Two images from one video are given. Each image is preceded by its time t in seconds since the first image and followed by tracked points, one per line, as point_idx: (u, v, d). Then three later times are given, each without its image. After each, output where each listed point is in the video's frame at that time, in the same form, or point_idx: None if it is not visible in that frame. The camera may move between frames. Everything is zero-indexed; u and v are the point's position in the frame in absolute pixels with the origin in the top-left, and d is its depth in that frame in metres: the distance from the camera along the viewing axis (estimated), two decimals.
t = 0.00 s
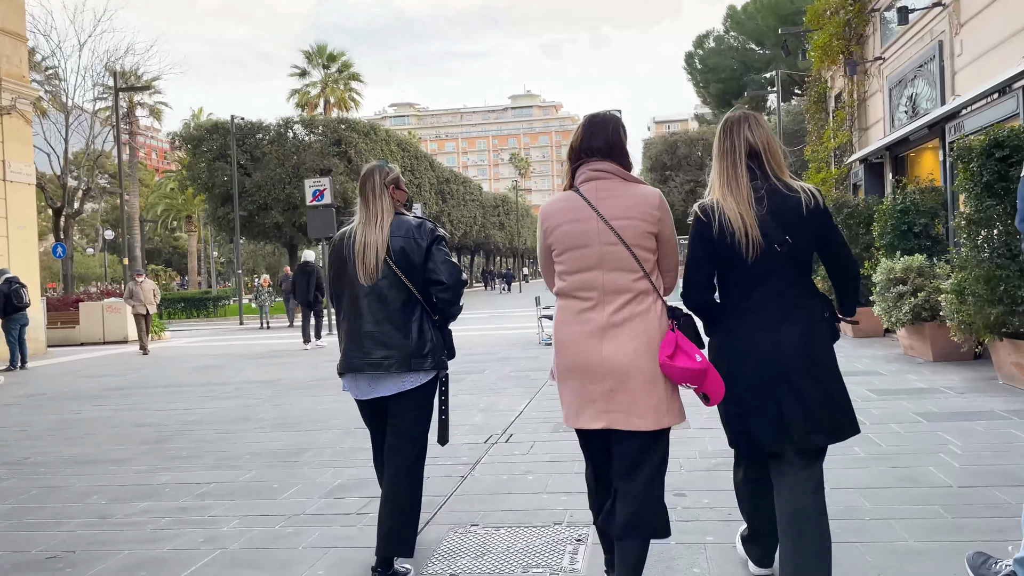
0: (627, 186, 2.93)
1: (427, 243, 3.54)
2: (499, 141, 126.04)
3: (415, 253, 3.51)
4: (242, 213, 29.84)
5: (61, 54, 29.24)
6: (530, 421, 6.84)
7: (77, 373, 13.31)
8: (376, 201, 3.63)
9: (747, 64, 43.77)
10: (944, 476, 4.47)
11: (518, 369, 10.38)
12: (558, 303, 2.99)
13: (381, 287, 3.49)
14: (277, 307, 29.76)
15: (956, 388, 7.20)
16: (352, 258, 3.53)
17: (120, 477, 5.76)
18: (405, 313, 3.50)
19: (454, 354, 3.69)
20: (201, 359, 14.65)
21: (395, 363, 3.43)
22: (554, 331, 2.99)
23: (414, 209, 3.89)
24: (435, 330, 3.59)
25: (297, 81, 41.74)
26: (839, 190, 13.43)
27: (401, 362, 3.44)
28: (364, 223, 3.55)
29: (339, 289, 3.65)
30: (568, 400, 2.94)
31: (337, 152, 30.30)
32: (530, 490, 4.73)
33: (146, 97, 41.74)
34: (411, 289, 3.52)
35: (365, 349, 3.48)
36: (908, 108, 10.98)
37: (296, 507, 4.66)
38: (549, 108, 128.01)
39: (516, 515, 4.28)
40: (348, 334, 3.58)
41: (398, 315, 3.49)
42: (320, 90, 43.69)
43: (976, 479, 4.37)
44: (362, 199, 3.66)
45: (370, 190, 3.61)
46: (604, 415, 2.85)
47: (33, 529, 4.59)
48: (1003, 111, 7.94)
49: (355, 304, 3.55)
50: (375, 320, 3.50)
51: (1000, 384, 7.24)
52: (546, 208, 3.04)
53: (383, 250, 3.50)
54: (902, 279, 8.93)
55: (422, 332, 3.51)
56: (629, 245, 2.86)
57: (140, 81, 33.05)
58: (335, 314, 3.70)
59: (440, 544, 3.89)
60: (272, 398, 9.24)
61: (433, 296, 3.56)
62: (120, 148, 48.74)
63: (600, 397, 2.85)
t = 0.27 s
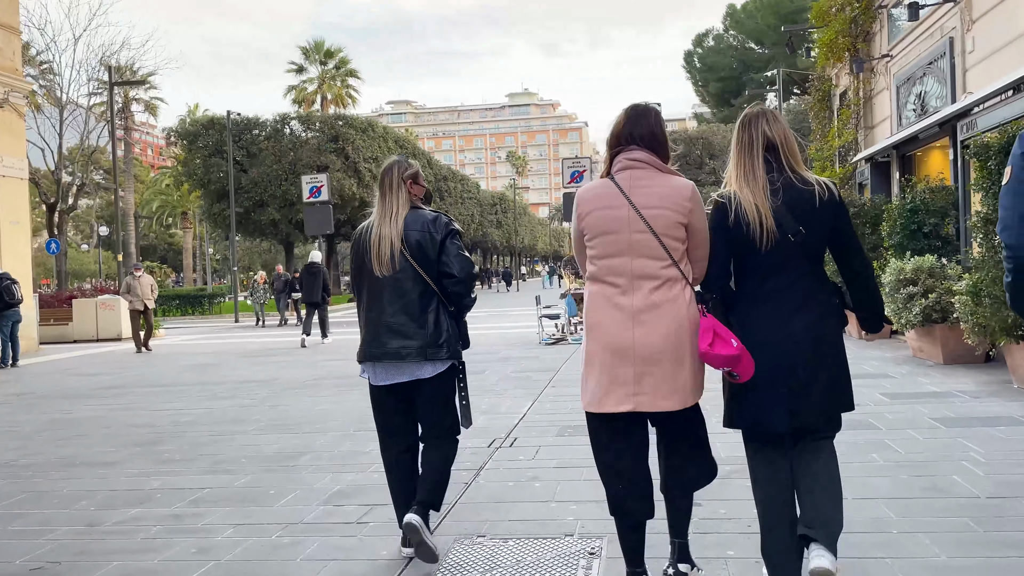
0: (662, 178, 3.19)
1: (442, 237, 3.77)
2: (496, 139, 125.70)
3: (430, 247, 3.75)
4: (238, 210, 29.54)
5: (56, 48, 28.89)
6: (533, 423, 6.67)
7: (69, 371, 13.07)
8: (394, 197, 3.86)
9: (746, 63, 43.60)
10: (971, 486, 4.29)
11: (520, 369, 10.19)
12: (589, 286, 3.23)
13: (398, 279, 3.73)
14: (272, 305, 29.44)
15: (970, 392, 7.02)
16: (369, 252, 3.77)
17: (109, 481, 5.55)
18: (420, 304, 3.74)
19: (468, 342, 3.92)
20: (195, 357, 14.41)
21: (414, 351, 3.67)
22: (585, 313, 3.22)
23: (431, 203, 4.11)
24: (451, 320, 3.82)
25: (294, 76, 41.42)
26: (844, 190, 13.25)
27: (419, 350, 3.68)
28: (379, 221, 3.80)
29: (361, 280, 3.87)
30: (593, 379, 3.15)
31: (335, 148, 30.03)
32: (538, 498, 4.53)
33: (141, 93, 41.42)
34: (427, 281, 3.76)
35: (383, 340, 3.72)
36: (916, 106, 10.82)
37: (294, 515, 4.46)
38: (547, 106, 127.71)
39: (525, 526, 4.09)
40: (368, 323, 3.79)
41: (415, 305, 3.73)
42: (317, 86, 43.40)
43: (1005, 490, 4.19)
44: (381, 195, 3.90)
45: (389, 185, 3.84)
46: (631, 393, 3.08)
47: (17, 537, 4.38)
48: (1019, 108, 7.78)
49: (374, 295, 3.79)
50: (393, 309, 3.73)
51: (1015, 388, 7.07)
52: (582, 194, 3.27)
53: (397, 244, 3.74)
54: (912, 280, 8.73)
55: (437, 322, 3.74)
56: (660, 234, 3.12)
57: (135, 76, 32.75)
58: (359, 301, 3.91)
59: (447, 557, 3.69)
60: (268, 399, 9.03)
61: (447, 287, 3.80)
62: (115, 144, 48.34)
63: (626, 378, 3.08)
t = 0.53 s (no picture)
0: (697, 196, 3.11)
1: (462, 243, 3.76)
2: (494, 139, 125.61)
3: (450, 251, 3.74)
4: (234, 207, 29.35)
5: (52, 43, 28.68)
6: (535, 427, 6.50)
7: (61, 369, 12.86)
8: (418, 201, 3.86)
9: (745, 64, 43.59)
10: (994, 497, 4.13)
11: (520, 371, 10.02)
12: (624, 301, 3.15)
13: (416, 281, 3.71)
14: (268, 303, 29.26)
15: (983, 397, 6.86)
16: (389, 255, 3.76)
17: (97, 485, 5.35)
18: (438, 307, 3.71)
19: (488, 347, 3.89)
20: (189, 356, 14.21)
21: (430, 351, 3.63)
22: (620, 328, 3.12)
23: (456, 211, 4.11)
24: (468, 325, 3.78)
25: (292, 74, 41.24)
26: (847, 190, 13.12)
27: (435, 351, 3.64)
28: (400, 223, 3.78)
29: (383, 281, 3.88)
30: (625, 392, 3.04)
31: (332, 146, 29.88)
32: (544, 507, 4.35)
33: (138, 89, 41.20)
34: (446, 284, 3.72)
35: (398, 339, 3.68)
36: (923, 106, 10.67)
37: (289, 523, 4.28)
38: (545, 105, 127.56)
39: (532, 537, 3.91)
40: (387, 324, 3.77)
41: (432, 307, 3.70)
42: (314, 84, 43.20)
43: None
44: (406, 201, 3.91)
45: (414, 191, 3.85)
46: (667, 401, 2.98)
47: None
48: None
49: (393, 297, 3.76)
50: (411, 312, 3.70)
51: None
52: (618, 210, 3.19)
53: (417, 248, 3.73)
54: (920, 282, 8.55)
55: (455, 325, 3.72)
56: (695, 250, 3.02)
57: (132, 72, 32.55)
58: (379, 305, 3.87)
59: (451, 570, 3.51)
60: (262, 399, 8.84)
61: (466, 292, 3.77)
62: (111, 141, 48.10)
63: (659, 388, 2.99)
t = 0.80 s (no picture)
0: (714, 179, 3.39)
1: (483, 238, 3.91)
2: (492, 139, 125.43)
3: (472, 246, 3.89)
4: (230, 206, 29.12)
5: (48, 40, 28.46)
6: (533, 427, 6.38)
7: (52, 367, 12.68)
8: (441, 197, 4.02)
9: (744, 65, 43.49)
10: (1007, 503, 4.00)
11: (518, 370, 9.90)
12: (644, 277, 3.43)
13: (442, 275, 3.88)
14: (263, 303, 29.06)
15: (988, 399, 6.74)
16: (416, 250, 3.93)
17: (82, 486, 5.19)
18: (463, 299, 3.88)
19: (510, 336, 4.04)
20: (184, 354, 14.04)
21: (456, 341, 3.79)
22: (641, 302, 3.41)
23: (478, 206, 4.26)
24: (492, 315, 3.93)
25: (289, 72, 41.04)
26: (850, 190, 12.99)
27: (461, 340, 3.80)
28: (427, 219, 3.94)
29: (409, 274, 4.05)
30: (651, 362, 3.33)
31: (329, 144, 29.73)
32: (542, 511, 4.20)
33: (135, 87, 40.99)
34: (469, 277, 3.89)
35: (428, 329, 3.84)
36: (926, 105, 10.56)
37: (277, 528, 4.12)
38: (543, 106, 127.44)
39: (528, 543, 3.75)
40: (415, 317, 3.92)
41: (458, 299, 3.88)
42: (312, 83, 43.01)
43: None
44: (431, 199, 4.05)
45: (438, 187, 4.01)
46: (690, 371, 3.25)
47: None
48: None
49: (421, 289, 3.93)
50: (436, 302, 3.88)
51: None
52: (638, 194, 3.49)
53: (441, 242, 3.89)
54: (925, 281, 8.43)
55: (478, 316, 3.86)
56: (712, 230, 3.29)
57: (129, 69, 32.35)
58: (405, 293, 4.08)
59: None
60: (256, 399, 8.68)
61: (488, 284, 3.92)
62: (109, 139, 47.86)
63: (684, 361, 3.26)
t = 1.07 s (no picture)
0: (718, 197, 3.45)
1: (496, 240, 3.99)
2: (489, 142, 125.29)
3: (485, 247, 3.97)
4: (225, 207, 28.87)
5: (42, 39, 28.23)
6: (528, 436, 6.19)
7: (39, 371, 12.45)
8: (456, 200, 4.10)
9: (742, 69, 43.42)
10: None
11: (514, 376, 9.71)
12: (652, 292, 3.49)
13: (455, 275, 3.97)
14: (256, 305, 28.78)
15: (997, 409, 6.55)
16: (430, 249, 4.01)
17: (57, 498, 4.98)
18: (475, 298, 3.96)
19: (521, 337, 4.12)
20: (174, 358, 13.82)
21: (468, 340, 3.88)
22: (648, 315, 3.48)
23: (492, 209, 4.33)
24: (503, 316, 4.02)
25: (286, 73, 40.83)
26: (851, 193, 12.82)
27: (472, 340, 3.88)
28: (441, 220, 4.01)
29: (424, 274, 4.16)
30: (658, 374, 3.44)
31: (325, 145, 29.56)
32: (536, 529, 4.00)
33: (131, 87, 40.77)
34: (482, 278, 3.98)
35: (441, 328, 3.94)
36: (930, 107, 10.40)
37: (257, 546, 3.92)
38: (541, 109, 127.38)
39: (522, 565, 3.55)
40: (430, 317, 4.02)
41: (470, 299, 3.96)
42: (309, 84, 42.79)
43: None
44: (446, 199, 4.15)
45: (453, 191, 4.10)
46: (696, 383, 3.33)
47: None
48: None
49: (435, 290, 4.02)
50: (450, 304, 3.97)
51: None
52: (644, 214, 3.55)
53: (455, 243, 3.98)
54: (929, 287, 8.26)
55: (490, 316, 3.95)
56: (718, 245, 3.36)
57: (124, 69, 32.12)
58: (422, 298, 4.18)
59: None
60: (244, 404, 8.47)
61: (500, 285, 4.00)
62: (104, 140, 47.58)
63: (690, 374, 3.35)
